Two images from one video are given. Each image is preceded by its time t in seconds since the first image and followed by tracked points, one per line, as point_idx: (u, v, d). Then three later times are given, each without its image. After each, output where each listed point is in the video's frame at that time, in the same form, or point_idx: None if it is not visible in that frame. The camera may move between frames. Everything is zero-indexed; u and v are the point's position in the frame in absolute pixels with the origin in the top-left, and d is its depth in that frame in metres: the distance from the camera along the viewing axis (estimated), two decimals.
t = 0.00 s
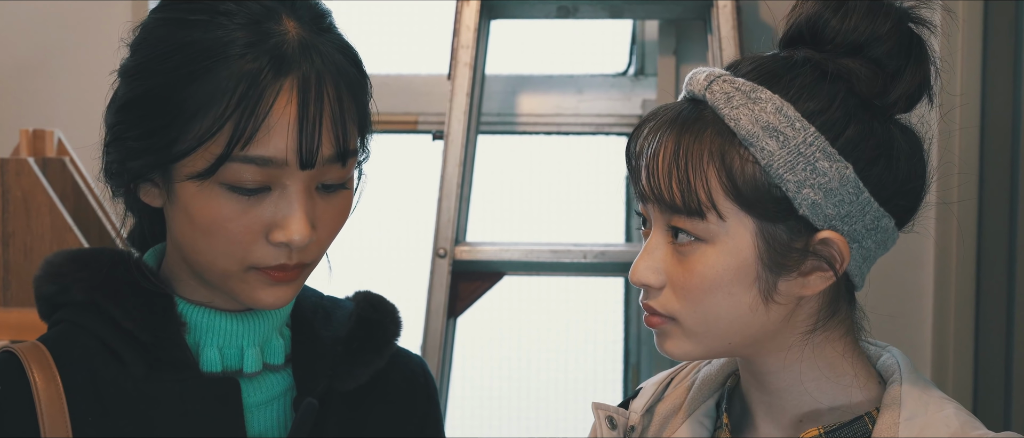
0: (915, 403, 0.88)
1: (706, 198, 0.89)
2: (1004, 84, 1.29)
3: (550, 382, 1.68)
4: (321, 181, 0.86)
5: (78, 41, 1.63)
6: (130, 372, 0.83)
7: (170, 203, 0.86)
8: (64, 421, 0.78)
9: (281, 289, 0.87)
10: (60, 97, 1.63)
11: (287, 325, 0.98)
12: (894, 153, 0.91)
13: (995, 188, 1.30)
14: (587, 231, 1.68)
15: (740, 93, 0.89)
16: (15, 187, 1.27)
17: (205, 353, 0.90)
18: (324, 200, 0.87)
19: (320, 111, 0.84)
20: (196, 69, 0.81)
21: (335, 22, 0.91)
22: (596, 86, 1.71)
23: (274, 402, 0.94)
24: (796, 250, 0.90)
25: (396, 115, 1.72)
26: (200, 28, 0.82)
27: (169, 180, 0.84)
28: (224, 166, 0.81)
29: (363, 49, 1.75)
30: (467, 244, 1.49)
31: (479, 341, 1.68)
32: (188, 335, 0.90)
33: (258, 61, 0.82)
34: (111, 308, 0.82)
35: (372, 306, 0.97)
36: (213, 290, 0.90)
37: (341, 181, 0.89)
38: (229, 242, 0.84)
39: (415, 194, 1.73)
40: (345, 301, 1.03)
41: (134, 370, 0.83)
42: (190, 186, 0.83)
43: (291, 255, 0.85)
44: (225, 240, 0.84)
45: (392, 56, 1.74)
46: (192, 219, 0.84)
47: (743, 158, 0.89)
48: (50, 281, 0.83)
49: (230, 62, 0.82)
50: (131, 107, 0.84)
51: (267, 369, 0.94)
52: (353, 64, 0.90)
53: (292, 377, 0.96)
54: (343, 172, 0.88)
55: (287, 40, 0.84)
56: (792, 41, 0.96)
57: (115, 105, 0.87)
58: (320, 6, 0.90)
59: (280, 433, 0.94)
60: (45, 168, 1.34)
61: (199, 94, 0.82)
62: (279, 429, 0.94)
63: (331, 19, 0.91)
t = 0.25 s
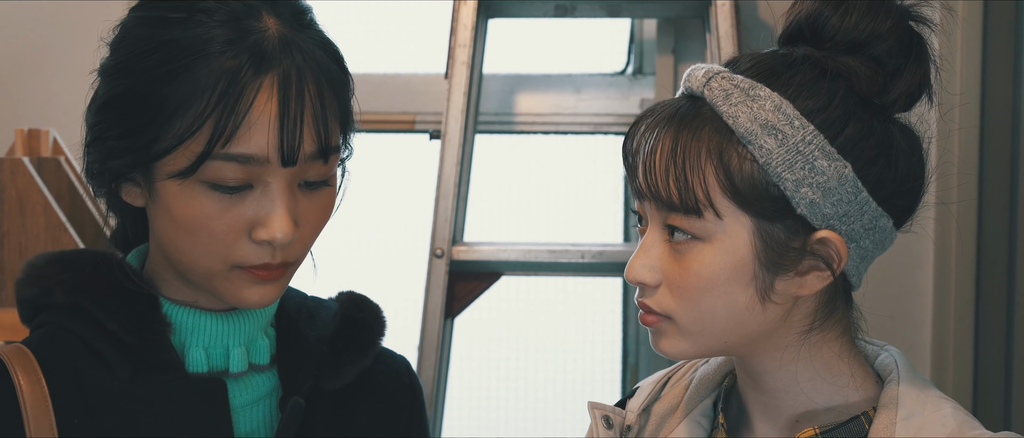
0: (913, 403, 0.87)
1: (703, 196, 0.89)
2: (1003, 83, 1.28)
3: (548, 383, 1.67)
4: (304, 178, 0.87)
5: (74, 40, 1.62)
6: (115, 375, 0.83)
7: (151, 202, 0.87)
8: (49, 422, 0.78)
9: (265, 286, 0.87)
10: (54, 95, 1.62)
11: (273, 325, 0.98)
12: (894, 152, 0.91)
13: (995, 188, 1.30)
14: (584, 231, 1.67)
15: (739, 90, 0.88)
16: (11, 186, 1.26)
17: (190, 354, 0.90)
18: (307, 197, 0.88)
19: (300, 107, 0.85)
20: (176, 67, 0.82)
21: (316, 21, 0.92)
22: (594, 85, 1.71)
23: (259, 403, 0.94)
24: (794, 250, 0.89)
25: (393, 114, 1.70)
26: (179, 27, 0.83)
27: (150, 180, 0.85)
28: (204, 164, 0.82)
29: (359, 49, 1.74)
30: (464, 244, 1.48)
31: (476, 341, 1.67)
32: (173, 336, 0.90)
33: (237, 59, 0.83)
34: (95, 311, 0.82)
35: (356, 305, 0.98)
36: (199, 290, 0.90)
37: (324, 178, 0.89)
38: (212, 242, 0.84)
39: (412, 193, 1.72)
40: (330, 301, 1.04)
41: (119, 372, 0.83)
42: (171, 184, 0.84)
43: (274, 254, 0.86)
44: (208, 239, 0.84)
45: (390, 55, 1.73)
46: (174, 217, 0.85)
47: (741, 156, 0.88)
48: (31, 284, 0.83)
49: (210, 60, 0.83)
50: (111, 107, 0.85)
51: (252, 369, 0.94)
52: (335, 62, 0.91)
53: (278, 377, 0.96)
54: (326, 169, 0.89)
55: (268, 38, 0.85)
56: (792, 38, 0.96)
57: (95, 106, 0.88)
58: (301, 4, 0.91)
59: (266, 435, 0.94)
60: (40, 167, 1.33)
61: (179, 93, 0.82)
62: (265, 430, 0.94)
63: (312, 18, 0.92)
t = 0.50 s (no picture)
0: (911, 403, 0.87)
1: (702, 197, 0.88)
2: (1002, 84, 1.28)
3: (545, 384, 1.67)
4: (297, 153, 0.86)
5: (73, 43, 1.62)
6: (108, 380, 0.82)
7: (143, 189, 0.86)
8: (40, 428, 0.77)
9: (261, 273, 0.85)
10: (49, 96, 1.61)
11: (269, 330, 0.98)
12: (893, 153, 0.90)
13: (995, 188, 1.29)
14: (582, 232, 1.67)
15: (738, 90, 0.88)
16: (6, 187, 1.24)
17: (184, 359, 0.89)
18: (301, 175, 0.86)
19: (289, 76, 0.85)
20: (160, 46, 0.82)
21: None
22: (592, 85, 1.70)
23: (254, 410, 0.93)
24: (793, 251, 0.89)
25: (391, 115, 1.70)
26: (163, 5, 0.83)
27: (142, 161, 0.84)
28: (195, 136, 0.81)
29: (357, 49, 1.74)
30: (462, 245, 1.47)
31: (474, 342, 1.67)
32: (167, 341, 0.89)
33: (222, 32, 0.83)
34: (88, 315, 0.81)
35: (356, 311, 0.96)
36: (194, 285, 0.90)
37: (317, 154, 0.88)
38: (206, 223, 0.82)
39: (409, 194, 1.71)
40: (329, 305, 1.03)
41: (112, 378, 0.82)
42: (162, 164, 0.83)
43: (272, 231, 0.84)
44: (203, 219, 0.82)
45: (387, 56, 1.73)
46: (168, 201, 0.83)
47: (740, 156, 0.88)
48: (26, 285, 0.82)
49: (193, 35, 0.82)
50: (100, 91, 0.85)
51: (249, 375, 0.93)
52: (322, 38, 0.91)
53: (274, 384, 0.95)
54: (318, 142, 0.87)
55: (252, 12, 0.85)
56: (791, 38, 0.95)
57: (84, 96, 0.88)
58: None
59: None
60: (35, 167, 1.33)
61: (164, 70, 0.82)
62: None
63: None
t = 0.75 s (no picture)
0: (908, 404, 0.86)
1: (700, 199, 0.88)
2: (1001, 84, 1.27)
3: (544, 385, 1.66)
4: (289, 156, 0.86)
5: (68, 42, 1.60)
6: (100, 381, 0.82)
7: (133, 192, 0.85)
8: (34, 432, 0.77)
9: (250, 278, 0.86)
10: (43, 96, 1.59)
11: (259, 327, 0.98)
12: (891, 154, 0.90)
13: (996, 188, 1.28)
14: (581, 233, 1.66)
15: (736, 91, 0.88)
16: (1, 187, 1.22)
17: (176, 358, 0.89)
18: (294, 177, 0.87)
19: (281, 78, 0.84)
20: (151, 49, 0.81)
21: None
22: (591, 85, 1.69)
23: (245, 408, 0.94)
24: (792, 253, 0.89)
25: (388, 115, 1.70)
26: (153, 7, 0.82)
27: (131, 164, 0.84)
28: (187, 140, 0.81)
29: (354, 49, 1.73)
30: (459, 245, 1.46)
31: (472, 343, 1.67)
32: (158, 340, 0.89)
33: (213, 35, 0.82)
34: (80, 315, 0.81)
35: (346, 308, 0.97)
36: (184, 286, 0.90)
37: (309, 156, 0.88)
38: (199, 226, 0.82)
39: (408, 194, 1.71)
40: (319, 301, 1.03)
41: (104, 378, 0.82)
42: (153, 168, 0.83)
43: (264, 233, 0.84)
44: (195, 223, 0.82)
45: (385, 55, 1.72)
46: (159, 205, 0.83)
47: (738, 158, 0.87)
48: (15, 285, 0.82)
49: (185, 38, 0.82)
50: (89, 93, 0.84)
51: (240, 373, 0.94)
52: (314, 38, 0.90)
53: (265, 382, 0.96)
54: (311, 144, 0.88)
55: (244, 15, 0.84)
56: (787, 38, 0.95)
57: (72, 97, 0.87)
58: None
59: None
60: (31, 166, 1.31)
61: (156, 73, 0.81)
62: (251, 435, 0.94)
63: None
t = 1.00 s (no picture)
0: (909, 406, 0.86)
1: (698, 202, 0.88)
2: (1003, 83, 1.26)
3: (543, 385, 1.66)
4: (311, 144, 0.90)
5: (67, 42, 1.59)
6: (98, 387, 0.82)
7: (161, 193, 0.85)
8: None
9: (285, 271, 0.88)
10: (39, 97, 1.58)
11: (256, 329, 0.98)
12: (889, 153, 0.90)
13: (999, 193, 1.27)
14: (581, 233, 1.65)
15: (732, 94, 0.88)
16: None
17: (175, 361, 0.89)
18: (314, 165, 0.90)
19: (309, 70, 0.87)
20: (179, 49, 0.81)
21: None
22: (591, 85, 1.69)
23: (243, 411, 0.94)
24: (791, 255, 0.88)
25: (388, 115, 1.69)
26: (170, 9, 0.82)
27: (162, 166, 0.84)
28: (229, 135, 0.82)
29: (354, 49, 1.72)
30: (459, 245, 1.46)
31: (472, 344, 1.65)
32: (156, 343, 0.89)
33: (239, 32, 0.84)
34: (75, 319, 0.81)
35: (340, 306, 0.97)
36: (197, 286, 0.91)
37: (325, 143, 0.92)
38: (235, 220, 0.84)
39: (407, 194, 1.70)
40: (311, 302, 1.03)
41: (101, 383, 0.82)
42: (189, 165, 0.83)
43: (297, 222, 0.87)
44: (234, 217, 0.84)
45: (385, 55, 1.72)
46: (196, 202, 0.84)
47: (736, 161, 0.87)
48: (9, 291, 0.82)
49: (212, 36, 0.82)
50: (105, 98, 0.83)
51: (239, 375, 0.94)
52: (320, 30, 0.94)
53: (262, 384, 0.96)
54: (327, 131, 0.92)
55: (262, 10, 0.86)
56: (782, 38, 0.94)
57: (81, 102, 0.85)
58: None
59: None
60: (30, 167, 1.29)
61: (186, 73, 0.82)
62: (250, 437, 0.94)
63: None
